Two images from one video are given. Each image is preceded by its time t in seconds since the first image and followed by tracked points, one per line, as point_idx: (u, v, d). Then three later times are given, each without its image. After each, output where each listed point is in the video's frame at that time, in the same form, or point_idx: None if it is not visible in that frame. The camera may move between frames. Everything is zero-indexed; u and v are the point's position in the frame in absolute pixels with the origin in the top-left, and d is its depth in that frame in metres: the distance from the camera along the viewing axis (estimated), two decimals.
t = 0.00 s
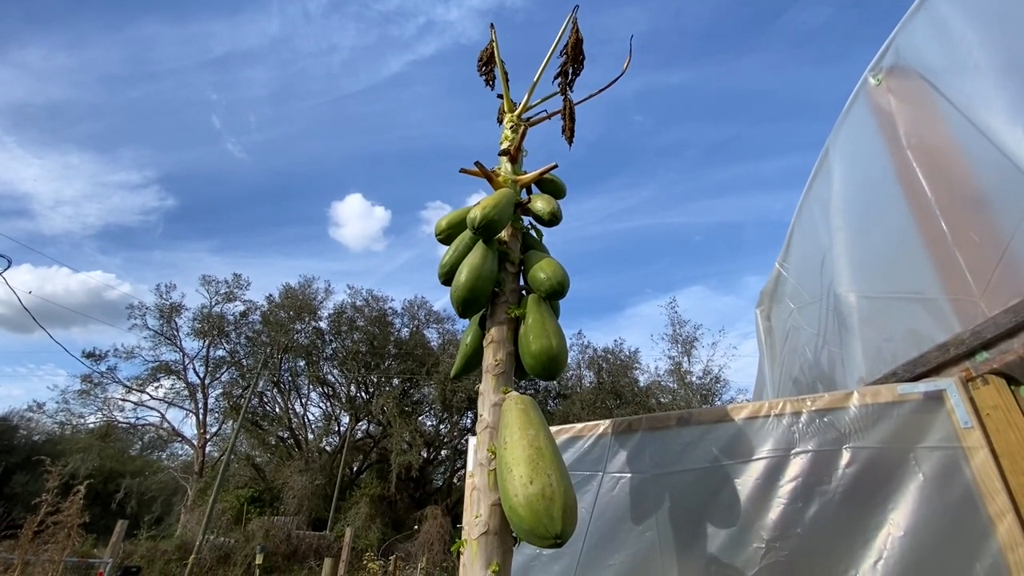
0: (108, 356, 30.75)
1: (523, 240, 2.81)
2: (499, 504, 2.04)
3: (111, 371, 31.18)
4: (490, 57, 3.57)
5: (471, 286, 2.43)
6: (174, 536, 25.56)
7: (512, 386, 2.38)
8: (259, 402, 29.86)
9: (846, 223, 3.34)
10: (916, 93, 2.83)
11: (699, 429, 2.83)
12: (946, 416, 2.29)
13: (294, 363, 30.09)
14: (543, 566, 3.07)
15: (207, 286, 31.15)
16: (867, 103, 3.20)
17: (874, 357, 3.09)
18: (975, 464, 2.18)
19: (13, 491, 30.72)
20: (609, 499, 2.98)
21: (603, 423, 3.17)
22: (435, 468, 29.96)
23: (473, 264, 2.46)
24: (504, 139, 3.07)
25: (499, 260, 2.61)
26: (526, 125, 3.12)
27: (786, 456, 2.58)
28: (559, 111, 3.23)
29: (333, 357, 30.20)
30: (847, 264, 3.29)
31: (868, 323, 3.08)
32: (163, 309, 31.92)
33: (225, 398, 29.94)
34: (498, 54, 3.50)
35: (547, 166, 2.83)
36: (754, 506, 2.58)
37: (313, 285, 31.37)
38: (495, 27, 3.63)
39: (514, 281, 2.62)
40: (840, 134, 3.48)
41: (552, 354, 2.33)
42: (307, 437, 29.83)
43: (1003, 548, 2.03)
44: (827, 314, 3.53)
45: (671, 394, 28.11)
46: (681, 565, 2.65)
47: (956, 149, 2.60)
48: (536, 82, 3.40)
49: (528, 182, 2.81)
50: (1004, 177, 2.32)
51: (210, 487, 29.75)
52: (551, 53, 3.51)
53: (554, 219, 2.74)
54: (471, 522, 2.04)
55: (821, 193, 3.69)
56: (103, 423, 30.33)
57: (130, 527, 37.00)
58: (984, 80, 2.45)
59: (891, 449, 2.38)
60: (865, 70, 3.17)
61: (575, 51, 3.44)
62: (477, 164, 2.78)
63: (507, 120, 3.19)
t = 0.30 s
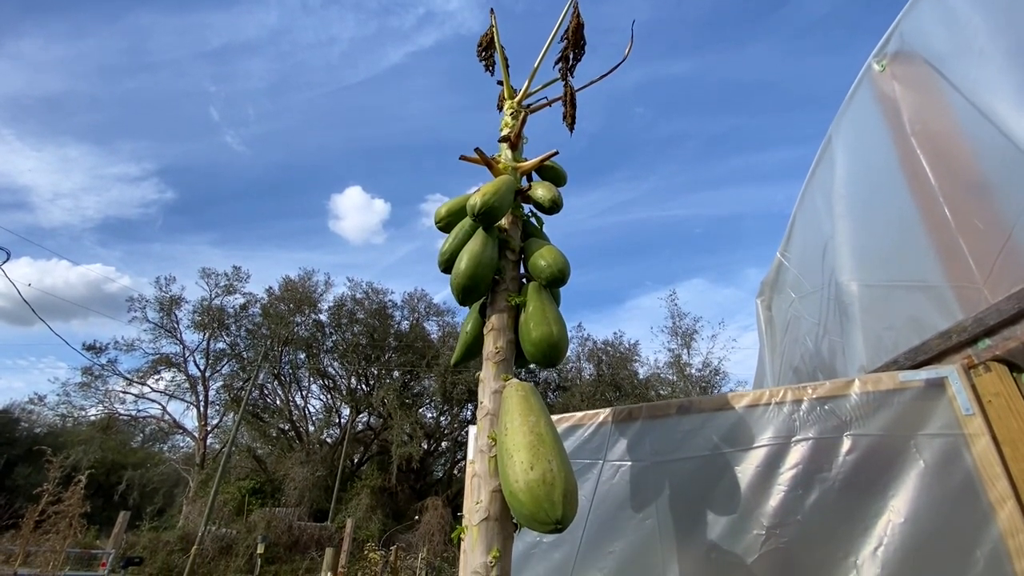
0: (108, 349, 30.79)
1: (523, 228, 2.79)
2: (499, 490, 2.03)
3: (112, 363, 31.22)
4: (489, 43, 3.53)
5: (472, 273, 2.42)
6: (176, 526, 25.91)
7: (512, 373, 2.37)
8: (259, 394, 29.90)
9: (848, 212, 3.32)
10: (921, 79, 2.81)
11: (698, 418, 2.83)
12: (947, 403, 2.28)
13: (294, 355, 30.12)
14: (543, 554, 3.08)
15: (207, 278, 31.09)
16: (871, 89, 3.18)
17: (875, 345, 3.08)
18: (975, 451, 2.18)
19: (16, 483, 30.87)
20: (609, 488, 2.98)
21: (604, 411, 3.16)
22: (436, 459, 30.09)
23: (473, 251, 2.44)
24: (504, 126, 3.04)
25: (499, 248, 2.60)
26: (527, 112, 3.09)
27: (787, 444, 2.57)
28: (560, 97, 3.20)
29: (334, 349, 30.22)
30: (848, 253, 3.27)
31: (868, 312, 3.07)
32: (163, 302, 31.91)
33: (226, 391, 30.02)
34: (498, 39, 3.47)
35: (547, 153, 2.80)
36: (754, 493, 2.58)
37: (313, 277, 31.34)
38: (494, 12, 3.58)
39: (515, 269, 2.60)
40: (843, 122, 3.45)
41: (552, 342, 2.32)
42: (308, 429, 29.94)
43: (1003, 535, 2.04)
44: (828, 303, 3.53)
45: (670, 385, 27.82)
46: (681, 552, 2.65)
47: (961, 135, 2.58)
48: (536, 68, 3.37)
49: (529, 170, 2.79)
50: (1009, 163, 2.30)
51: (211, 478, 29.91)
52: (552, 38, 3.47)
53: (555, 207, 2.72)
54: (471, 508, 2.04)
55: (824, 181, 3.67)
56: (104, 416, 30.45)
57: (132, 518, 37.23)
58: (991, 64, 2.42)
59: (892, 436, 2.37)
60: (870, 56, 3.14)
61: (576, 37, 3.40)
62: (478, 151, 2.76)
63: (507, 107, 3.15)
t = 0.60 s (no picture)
0: (108, 340, 30.80)
1: (523, 214, 2.76)
2: (499, 476, 2.02)
3: (111, 354, 31.24)
4: (489, 26, 3.48)
5: (472, 259, 2.39)
6: (178, 516, 26.24)
7: (513, 360, 2.36)
8: (259, 384, 29.89)
9: (850, 198, 3.30)
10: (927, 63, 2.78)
11: (699, 406, 2.82)
12: (948, 389, 2.28)
13: (294, 346, 30.10)
14: (543, 540, 3.08)
15: (206, 269, 31.01)
16: (876, 74, 3.14)
17: (876, 333, 3.07)
18: (977, 437, 2.18)
19: (17, 473, 31.03)
20: (609, 475, 2.97)
21: (604, 399, 3.15)
22: (436, 450, 30.19)
23: (473, 237, 2.42)
24: (504, 111, 3.01)
25: (500, 234, 2.57)
26: (527, 97, 3.05)
27: (787, 431, 2.56)
28: (561, 82, 3.16)
29: (333, 340, 30.25)
30: (850, 240, 3.25)
31: (869, 299, 3.06)
32: (162, 293, 31.88)
33: (226, 381, 30.10)
34: (498, 23, 3.42)
35: (548, 138, 2.77)
36: (754, 480, 2.57)
37: (312, 268, 31.30)
38: None
39: (515, 255, 2.58)
40: (846, 108, 3.41)
41: (553, 328, 2.30)
42: (308, 419, 30.05)
43: (1004, 520, 2.04)
44: (829, 291, 3.52)
45: (669, 376, 27.92)
46: (680, 539, 2.65)
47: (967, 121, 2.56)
48: (536, 52, 3.32)
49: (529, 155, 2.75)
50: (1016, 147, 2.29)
51: (212, 468, 30.05)
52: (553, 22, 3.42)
53: (556, 192, 2.70)
54: (472, 494, 2.03)
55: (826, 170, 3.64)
56: (105, 407, 30.55)
57: (134, 508, 37.46)
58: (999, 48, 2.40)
59: (893, 422, 2.37)
60: (875, 40, 3.11)
61: (577, 20, 3.35)
62: (478, 136, 2.73)
63: (507, 92, 3.12)
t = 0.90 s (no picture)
0: (106, 331, 30.74)
1: (522, 200, 2.73)
2: (499, 461, 2.01)
3: (110, 345, 31.18)
4: (489, 8, 3.43)
5: (470, 245, 2.37)
6: (178, 506, 26.36)
7: (512, 347, 2.34)
8: (258, 375, 29.86)
9: (851, 185, 3.27)
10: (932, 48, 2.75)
11: (699, 393, 2.81)
12: (949, 376, 2.27)
13: (293, 337, 30.07)
14: (541, 527, 3.08)
15: (204, 260, 30.86)
16: (879, 59, 3.11)
17: (876, 321, 3.05)
18: (977, 424, 2.18)
19: (17, 464, 31.11)
20: (607, 462, 2.97)
21: (602, 387, 3.14)
22: (435, 441, 30.27)
23: (472, 223, 2.39)
24: (504, 95, 2.97)
25: (499, 219, 2.54)
26: (527, 81, 3.01)
27: (787, 418, 2.55)
28: (560, 67, 3.12)
29: (332, 332, 30.22)
30: (852, 228, 3.22)
31: (870, 287, 3.05)
32: (160, 284, 31.79)
33: (225, 372, 30.10)
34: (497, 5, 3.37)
35: (547, 123, 2.73)
36: (753, 467, 2.56)
37: (310, 260, 31.20)
38: None
39: (514, 241, 2.56)
40: (848, 94, 3.38)
41: (552, 314, 2.28)
42: (307, 410, 30.09)
43: (1004, 507, 2.04)
44: (830, 279, 3.51)
45: (667, 367, 27.96)
46: (679, 526, 2.65)
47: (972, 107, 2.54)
48: (536, 36, 3.28)
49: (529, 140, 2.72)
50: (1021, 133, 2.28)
51: (212, 459, 30.11)
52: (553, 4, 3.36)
53: (555, 177, 2.66)
54: (470, 480, 2.02)
55: (827, 157, 3.62)
56: (104, 398, 30.59)
57: (134, 498, 37.57)
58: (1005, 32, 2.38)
59: (893, 409, 2.36)
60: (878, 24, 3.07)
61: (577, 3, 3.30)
62: (477, 120, 2.69)
63: (506, 76, 3.08)
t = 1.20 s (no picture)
0: (102, 323, 30.60)
1: (522, 189, 2.70)
2: (498, 451, 2.01)
3: (105, 338, 31.06)
4: None
5: (469, 235, 2.35)
6: (175, 498, 26.43)
7: (511, 336, 2.33)
8: (255, 368, 29.79)
9: (852, 176, 3.26)
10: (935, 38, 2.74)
11: (698, 383, 2.80)
12: (948, 367, 2.28)
13: (290, 330, 29.98)
14: (539, 517, 3.08)
15: (200, 252, 30.67)
16: (880, 50, 3.10)
17: (875, 312, 3.04)
18: (975, 414, 2.18)
19: (13, 456, 31.06)
20: (606, 453, 2.96)
21: (601, 377, 3.13)
22: (432, 433, 30.31)
23: (471, 212, 2.37)
24: (503, 83, 2.93)
25: (498, 209, 2.52)
26: (526, 69, 2.98)
27: (786, 408, 2.55)
28: (560, 54, 3.09)
29: (329, 324, 30.17)
30: (852, 220, 3.21)
31: (869, 278, 3.04)
32: (156, 276, 31.62)
33: (222, 365, 30.06)
34: None
35: (547, 111, 2.71)
36: (752, 457, 2.55)
37: (306, 252, 31.06)
38: None
39: (514, 231, 2.53)
40: (850, 84, 3.36)
41: (551, 304, 2.27)
42: (304, 403, 30.08)
43: (1001, 497, 2.05)
44: (830, 271, 3.51)
45: (663, 361, 28.04)
46: (676, 516, 2.65)
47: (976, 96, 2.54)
48: (536, 23, 3.24)
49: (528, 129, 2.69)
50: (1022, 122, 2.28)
51: (209, 451, 30.12)
52: None
53: (555, 166, 2.64)
54: (469, 469, 2.01)
55: (828, 149, 3.61)
56: (100, 390, 30.52)
57: (130, 490, 37.59)
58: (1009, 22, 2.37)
59: (892, 400, 2.35)
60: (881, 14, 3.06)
61: None
62: (476, 108, 2.66)
63: (506, 64, 3.05)
